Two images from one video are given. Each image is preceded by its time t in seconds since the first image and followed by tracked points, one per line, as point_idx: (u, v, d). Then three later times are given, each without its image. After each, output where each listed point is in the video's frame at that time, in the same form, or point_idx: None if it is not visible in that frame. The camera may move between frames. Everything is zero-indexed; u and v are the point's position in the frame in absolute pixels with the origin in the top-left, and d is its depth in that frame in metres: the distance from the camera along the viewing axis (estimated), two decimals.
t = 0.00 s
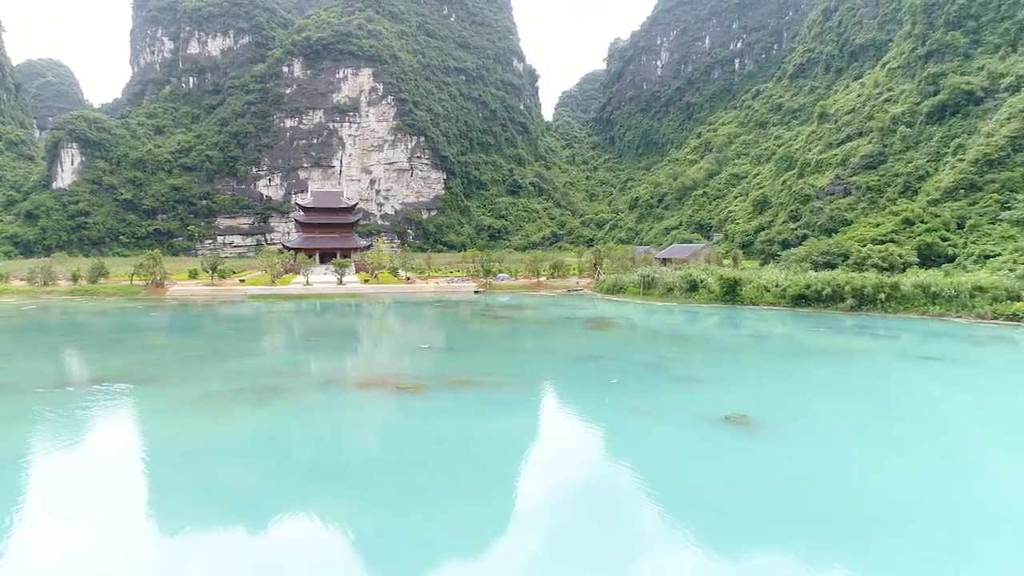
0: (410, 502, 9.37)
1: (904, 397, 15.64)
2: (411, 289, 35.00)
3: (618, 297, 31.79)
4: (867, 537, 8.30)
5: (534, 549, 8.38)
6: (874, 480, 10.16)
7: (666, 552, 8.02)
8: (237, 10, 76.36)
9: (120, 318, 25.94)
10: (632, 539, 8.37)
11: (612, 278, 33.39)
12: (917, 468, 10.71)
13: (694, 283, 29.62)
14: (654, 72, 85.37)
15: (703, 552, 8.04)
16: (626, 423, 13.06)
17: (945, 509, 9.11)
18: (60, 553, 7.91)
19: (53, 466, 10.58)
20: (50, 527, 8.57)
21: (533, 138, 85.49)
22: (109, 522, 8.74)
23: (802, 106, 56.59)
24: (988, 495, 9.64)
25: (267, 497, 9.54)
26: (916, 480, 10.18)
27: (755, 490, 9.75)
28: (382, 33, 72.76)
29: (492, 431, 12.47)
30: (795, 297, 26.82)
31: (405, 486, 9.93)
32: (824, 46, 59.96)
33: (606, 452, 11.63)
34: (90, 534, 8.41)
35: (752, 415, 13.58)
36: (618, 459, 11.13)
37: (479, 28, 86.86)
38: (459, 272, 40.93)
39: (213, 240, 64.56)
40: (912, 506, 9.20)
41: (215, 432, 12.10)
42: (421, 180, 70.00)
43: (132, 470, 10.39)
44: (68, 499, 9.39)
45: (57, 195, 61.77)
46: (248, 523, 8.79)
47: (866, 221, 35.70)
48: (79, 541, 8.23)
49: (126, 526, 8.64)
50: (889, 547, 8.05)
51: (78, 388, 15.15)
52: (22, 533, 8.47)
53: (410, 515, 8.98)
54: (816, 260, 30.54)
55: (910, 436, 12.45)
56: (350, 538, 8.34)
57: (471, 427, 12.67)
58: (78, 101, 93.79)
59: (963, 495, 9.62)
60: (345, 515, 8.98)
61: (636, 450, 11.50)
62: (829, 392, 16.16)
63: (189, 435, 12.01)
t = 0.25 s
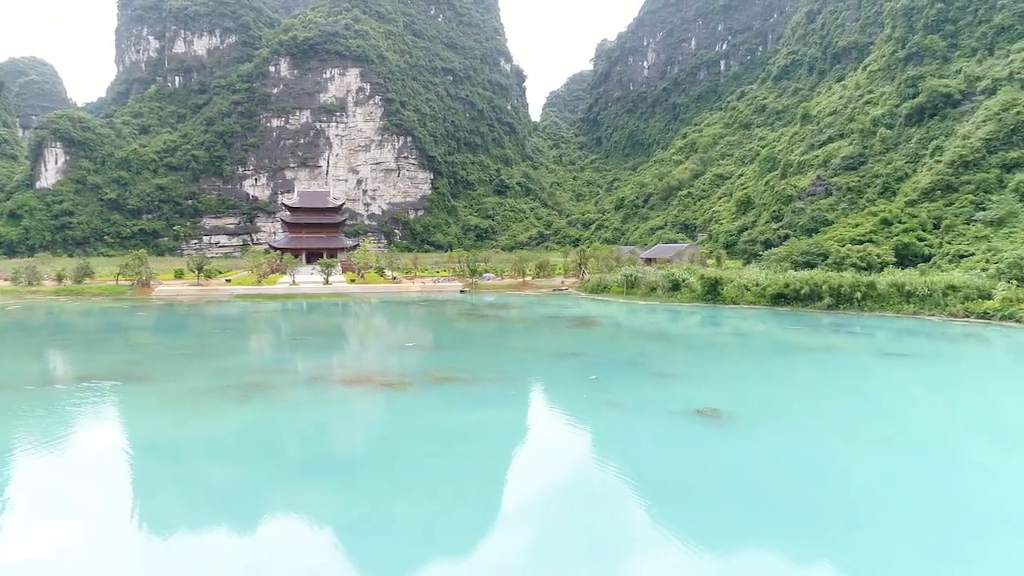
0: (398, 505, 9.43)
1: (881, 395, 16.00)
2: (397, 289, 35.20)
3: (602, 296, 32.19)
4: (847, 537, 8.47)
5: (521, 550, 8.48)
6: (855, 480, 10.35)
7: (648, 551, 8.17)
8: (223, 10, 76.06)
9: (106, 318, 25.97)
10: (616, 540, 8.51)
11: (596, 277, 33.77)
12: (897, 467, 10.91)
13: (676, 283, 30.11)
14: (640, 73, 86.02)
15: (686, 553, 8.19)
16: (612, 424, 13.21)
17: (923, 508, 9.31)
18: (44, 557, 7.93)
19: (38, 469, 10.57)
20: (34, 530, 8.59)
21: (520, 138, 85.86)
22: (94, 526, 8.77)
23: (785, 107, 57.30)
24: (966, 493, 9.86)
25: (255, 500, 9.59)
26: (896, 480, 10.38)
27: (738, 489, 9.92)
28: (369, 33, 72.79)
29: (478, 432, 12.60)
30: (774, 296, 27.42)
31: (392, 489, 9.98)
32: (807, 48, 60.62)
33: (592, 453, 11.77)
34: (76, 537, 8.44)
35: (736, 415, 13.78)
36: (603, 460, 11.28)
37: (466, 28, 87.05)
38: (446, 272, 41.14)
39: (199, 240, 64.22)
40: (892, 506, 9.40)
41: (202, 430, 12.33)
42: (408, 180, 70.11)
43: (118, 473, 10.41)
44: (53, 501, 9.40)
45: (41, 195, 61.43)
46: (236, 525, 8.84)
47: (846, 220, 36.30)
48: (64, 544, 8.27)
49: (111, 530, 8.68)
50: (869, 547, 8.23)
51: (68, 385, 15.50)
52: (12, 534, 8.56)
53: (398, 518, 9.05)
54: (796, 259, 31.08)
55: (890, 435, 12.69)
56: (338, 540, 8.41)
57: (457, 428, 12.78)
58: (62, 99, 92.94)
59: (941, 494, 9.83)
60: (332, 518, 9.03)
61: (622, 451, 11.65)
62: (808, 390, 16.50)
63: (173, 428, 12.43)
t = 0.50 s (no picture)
0: (384, 506, 9.44)
1: (861, 393, 16.30)
2: (383, 289, 35.40)
3: (586, 295, 32.57)
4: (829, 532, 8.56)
5: (507, 549, 8.51)
6: (838, 475, 10.47)
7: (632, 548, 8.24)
8: (209, 9, 75.77)
9: (93, 318, 25.98)
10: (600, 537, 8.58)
11: (581, 277, 34.15)
12: (879, 463, 11.05)
13: (659, 282, 30.59)
14: (627, 74, 86.67)
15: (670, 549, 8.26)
16: (598, 423, 13.29)
17: (905, 502, 9.42)
18: (19, 562, 7.85)
19: (18, 473, 10.48)
20: (12, 534, 8.52)
21: (508, 138, 86.17)
22: (74, 528, 8.71)
23: (769, 109, 57.97)
24: (947, 487, 9.99)
25: (240, 502, 9.56)
26: (879, 475, 10.50)
27: (721, 487, 10.02)
28: (356, 34, 72.82)
29: (465, 432, 12.65)
30: (755, 295, 27.97)
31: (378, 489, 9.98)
32: (791, 50, 61.23)
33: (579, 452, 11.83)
34: (55, 539, 8.38)
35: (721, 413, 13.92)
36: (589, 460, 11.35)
37: (454, 29, 87.22)
38: (432, 272, 41.38)
39: (185, 240, 63.89)
40: (875, 500, 9.50)
41: (191, 427, 12.56)
42: (395, 180, 70.21)
43: (103, 476, 10.37)
44: (32, 505, 9.32)
45: (24, 194, 61.25)
46: (220, 527, 8.84)
47: (827, 221, 36.85)
48: (43, 546, 8.21)
49: (92, 533, 8.63)
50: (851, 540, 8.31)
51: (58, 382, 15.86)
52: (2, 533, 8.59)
53: (385, 518, 9.04)
54: (778, 259, 31.62)
55: (872, 432, 12.86)
56: (323, 541, 8.40)
57: (444, 428, 12.84)
58: (46, 98, 92.10)
59: (923, 489, 9.94)
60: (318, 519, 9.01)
61: (607, 450, 11.73)
62: (788, 389, 16.78)
63: (167, 424, 12.75)
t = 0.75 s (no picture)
0: (371, 507, 9.48)
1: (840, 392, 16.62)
2: (370, 288, 35.62)
3: (571, 295, 32.96)
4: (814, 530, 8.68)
5: (495, 548, 8.58)
6: (821, 474, 10.63)
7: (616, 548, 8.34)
8: (195, 8, 75.42)
9: (78, 318, 25.96)
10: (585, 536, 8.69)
11: (566, 277, 34.52)
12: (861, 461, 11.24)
13: (642, 282, 31.09)
14: (614, 75, 87.28)
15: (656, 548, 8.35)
16: (584, 423, 13.38)
17: (886, 501, 9.60)
18: (17, 562, 7.95)
19: (6, 475, 10.53)
20: (4, 537, 8.58)
21: (495, 138, 86.45)
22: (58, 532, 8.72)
23: (754, 110, 58.47)
24: (926, 484, 10.20)
25: (227, 504, 9.58)
26: (861, 473, 10.69)
27: (706, 486, 10.15)
28: (343, 34, 72.82)
29: (451, 433, 12.73)
30: (736, 294, 28.49)
31: (365, 491, 10.00)
32: (776, 52, 61.81)
33: (565, 452, 11.92)
34: (39, 543, 8.40)
35: (704, 413, 14.09)
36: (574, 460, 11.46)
37: (441, 29, 87.35)
38: (418, 271, 41.64)
39: (171, 241, 63.54)
40: (859, 498, 9.65)
41: (183, 422, 12.93)
42: (383, 181, 70.31)
43: (93, 476, 10.45)
44: (16, 509, 9.31)
45: (8, 194, 60.85)
46: (207, 529, 8.86)
47: (808, 222, 37.33)
48: (27, 551, 8.22)
49: (77, 536, 8.65)
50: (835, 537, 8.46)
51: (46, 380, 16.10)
52: None
53: (373, 519, 9.09)
54: (759, 259, 32.13)
55: (853, 431, 13.09)
56: (311, 543, 8.43)
57: (430, 430, 12.91)
58: (28, 97, 91.11)
59: (904, 487, 10.13)
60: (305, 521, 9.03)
61: (594, 450, 11.83)
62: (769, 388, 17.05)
63: (164, 417, 13.32)
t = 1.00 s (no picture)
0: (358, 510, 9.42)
1: (822, 390, 16.91)
2: (353, 288, 35.79)
3: (553, 294, 33.34)
4: (805, 528, 8.75)
5: (482, 548, 8.57)
6: (809, 473, 10.73)
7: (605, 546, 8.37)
8: (177, 7, 74.97)
9: (59, 318, 25.84)
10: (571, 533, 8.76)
11: (548, 277, 34.91)
12: (847, 460, 11.39)
13: (623, 281, 31.63)
14: (597, 76, 87.95)
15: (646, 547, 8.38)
16: (570, 424, 13.46)
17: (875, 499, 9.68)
18: (11, 561, 7.90)
19: None
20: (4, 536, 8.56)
21: (480, 139, 86.70)
22: (39, 533, 8.65)
23: (735, 111, 59.04)
24: (911, 482, 10.36)
25: (211, 507, 9.50)
26: (847, 472, 10.81)
27: (694, 486, 10.23)
28: (327, 33, 72.76)
29: (439, 434, 12.77)
30: (714, 293, 29.05)
31: (354, 493, 9.98)
32: (756, 54, 62.50)
33: (553, 453, 11.94)
34: (20, 543, 8.32)
35: (691, 413, 14.27)
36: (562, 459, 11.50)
37: (425, 30, 87.46)
38: (402, 271, 41.86)
39: (153, 241, 63.01)
40: (846, 497, 9.76)
41: (161, 419, 13.20)
42: (367, 181, 70.34)
43: (77, 478, 10.37)
44: (13, 510, 9.29)
45: None
46: (191, 531, 8.76)
47: (786, 223, 37.74)
48: (12, 551, 8.15)
49: (59, 538, 8.57)
50: (825, 536, 8.54)
51: (28, 378, 16.20)
52: None
53: (361, 521, 9.05)
54: (737, 259, 32.73)
55: (838, 431, 13.27)
56: (297, 545, 8.37)
57: (417, 431, 12.94)
58: (7, 96, 89.91)
59: (892, 485, 10.26)
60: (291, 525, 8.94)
61: (583, 451, 11.86)
62: (750, 386, 17.38)
63: (145, 412, 13.64)
